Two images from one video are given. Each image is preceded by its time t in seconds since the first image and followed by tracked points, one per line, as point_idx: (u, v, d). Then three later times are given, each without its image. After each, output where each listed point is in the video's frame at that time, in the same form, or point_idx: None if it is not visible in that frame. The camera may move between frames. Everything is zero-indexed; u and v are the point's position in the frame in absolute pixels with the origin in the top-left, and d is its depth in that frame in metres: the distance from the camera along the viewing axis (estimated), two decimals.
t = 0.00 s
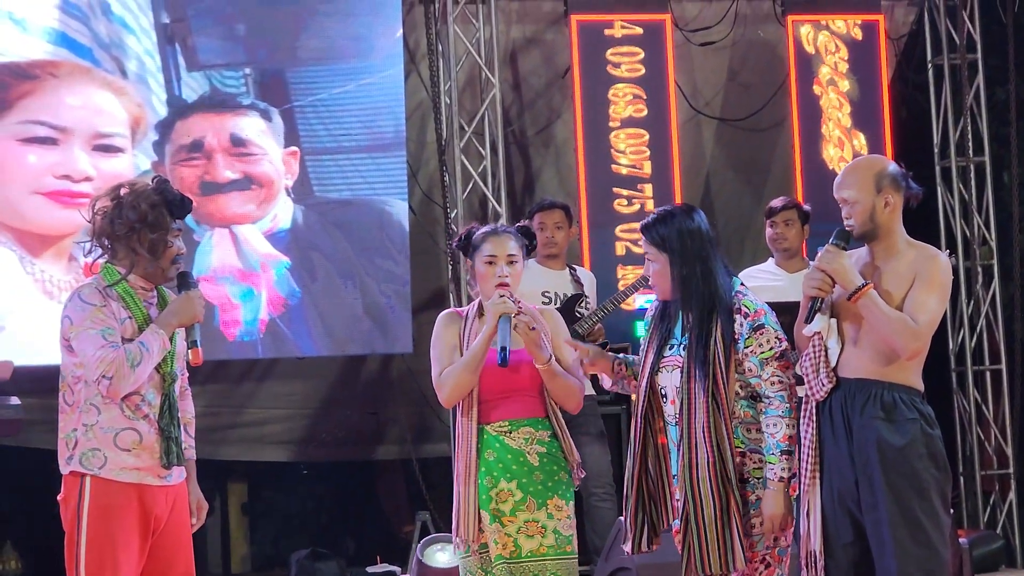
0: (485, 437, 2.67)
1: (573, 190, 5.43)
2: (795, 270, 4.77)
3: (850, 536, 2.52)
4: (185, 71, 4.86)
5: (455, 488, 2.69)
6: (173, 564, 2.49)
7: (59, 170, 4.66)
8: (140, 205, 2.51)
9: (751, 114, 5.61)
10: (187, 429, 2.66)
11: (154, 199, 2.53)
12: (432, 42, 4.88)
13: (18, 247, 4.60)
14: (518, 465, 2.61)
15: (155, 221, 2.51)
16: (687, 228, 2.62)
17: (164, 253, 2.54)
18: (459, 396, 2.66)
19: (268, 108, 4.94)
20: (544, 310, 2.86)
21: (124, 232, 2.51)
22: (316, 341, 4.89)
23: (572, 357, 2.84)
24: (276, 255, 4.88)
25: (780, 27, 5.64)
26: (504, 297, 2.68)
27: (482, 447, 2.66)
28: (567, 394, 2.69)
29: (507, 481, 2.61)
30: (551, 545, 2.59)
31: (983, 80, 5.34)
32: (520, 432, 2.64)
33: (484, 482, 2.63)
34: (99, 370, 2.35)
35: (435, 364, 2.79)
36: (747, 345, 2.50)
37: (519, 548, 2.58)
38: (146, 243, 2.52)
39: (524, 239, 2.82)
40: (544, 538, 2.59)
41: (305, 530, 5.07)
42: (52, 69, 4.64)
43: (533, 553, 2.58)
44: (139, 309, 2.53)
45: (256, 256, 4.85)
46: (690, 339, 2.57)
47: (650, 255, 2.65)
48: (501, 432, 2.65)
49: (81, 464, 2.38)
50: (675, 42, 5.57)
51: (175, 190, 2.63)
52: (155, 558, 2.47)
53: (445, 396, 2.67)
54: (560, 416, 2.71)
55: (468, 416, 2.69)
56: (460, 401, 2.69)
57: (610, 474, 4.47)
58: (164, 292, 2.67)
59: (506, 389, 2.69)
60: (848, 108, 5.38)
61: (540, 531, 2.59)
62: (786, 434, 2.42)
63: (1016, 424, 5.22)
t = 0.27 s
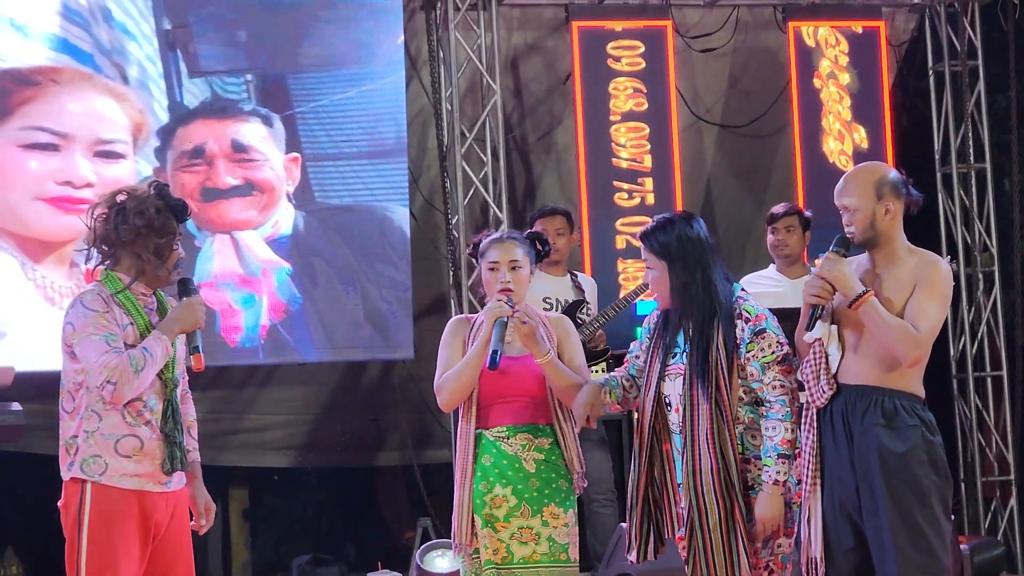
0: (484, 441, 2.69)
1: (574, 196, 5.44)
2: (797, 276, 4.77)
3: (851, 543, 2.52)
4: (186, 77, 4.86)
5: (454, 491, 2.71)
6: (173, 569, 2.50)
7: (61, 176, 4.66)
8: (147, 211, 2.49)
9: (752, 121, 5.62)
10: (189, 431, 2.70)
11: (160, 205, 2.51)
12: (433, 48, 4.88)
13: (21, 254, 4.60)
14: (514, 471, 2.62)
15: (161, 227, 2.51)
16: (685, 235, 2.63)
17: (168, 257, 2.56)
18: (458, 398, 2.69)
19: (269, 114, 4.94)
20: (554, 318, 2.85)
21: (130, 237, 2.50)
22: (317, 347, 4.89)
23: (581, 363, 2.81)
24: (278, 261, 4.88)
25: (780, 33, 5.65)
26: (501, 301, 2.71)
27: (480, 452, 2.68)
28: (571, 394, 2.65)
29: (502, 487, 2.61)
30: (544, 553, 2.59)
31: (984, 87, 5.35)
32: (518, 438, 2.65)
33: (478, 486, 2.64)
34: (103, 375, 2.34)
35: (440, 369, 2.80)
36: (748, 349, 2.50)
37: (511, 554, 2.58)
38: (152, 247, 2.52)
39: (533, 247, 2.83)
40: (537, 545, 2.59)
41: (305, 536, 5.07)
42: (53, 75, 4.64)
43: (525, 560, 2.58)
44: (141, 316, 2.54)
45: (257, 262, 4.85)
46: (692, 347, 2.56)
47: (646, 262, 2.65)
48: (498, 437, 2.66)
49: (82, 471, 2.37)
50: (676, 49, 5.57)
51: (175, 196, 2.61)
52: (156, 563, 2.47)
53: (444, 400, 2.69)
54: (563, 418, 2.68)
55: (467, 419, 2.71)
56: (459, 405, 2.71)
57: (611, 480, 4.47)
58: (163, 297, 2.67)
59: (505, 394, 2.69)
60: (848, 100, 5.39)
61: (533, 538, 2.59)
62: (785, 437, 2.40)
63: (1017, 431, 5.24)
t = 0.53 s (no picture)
0: (482, 444, 2.69)
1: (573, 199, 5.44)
2: (797, 280, 4.75)
3: (851, 547, 2.51)
4: (185, 81, 4.86)
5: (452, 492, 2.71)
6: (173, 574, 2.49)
7: (60, 179, 4.66)
8: (138, 213, 2.49)
9: (751, 124, 5.62)
10: (188, 435, 2.69)
11: (151, 207, 2.50)
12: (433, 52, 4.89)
13: (20, 257, 4.60)
14: (510, 474, 2.62)
15: (153, 229, 2.51)
16: (683, 240, 2.63)
17: (161, 261, 2.55)
18: (459, 404, 2.69)
19: (269, 118, 4.95)
20: (557, 324, 2.85)
21: (122, 241, 2.50)
22: (315, 350, 4.89)
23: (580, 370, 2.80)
24: (277, 264, 4.88)
25: (780, 37, 5.66)
26: (497, 308, 2.70)
27: (478, 454, 2.68)
28: (569, 400, 2.65)
29: (498, 490, 2.61)
30: (538, 557, 2.59)
31: (983, 91, 5.37)
32: (515, 442, 2.64)
33: (475, 489, 2.64)
34: (100, 380, 2.34)
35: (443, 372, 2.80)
36: (748, 354, 2.49)
37: (505, 557, 2.58)
38: (144, 250, 2.52)
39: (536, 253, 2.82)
40: (532, 549, 2.59)
41: (304, 539, 5.06)
42: (53, 79, 4.64)
43: (519, 564, 2.58)
44: (138, 319, 2.54)
45: (257, 265, 4.86)
46: (693, 352, 2.56)
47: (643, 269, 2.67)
48: (495, 440, 2.65)
49: (82, 474, 2.37)
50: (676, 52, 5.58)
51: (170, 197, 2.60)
52: (155, 566, 2.47)
53: (443, 405, 2.69)
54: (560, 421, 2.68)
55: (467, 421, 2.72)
56: (459, 410, 2.72)
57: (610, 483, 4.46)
58: (161, 300, 2.67)
59: (503, 398, 2.69)
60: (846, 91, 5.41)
61: (528, 542, 2.59)
62: (787, 443, 2.41)
63: (1016, 434, 5.24)
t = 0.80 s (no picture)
0: (484, 444, 2.68)
1: (572, 200, 5.44)
2: (797, 280, 4.75)
3: (854, 548, 2.52)
4: (185, 82, 4.86)
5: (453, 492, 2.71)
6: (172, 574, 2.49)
7: (60, 180, 4.66)
8: (134, 213, 2.49)
9: (751, 125, 5.64)
10: (188, 434, 2.69)
11: (147, 207, 2.50)
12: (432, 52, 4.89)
13: (19, 257, 4.59)
14: (512, 474, 2.62)
15: (149, 229, 2.50)
16: (693, 237, 2.60)
17: (160, 261, 2.54)
18: (461, 405, 2.69)
19: (269, 119, 4.95)
20: (561, 325, 2.85)
21: (118, 241, 2.50)
22: (315, 351, 4.89)
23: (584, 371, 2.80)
24: (276, 265, 4.89)
25: (779, 38, 5.66)
26: (502, 313, 2.70)
27: (480, 454, 2.68)
28: (574, 406, 2.65)
29: (500, 490, 2.62)
30: (540, 557, 2.59)
31: (982, 92, 5.37)
32: (518, 442, 2.64)
33: (477, 489, 2.64)
34: (99, 379, 2.34)
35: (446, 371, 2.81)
36: (749, 354, 2.48)
37: (507, 557, 2.59)
38: (141, 251, 2.51)
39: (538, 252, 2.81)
40: (534, 548, 2.59)
41: (304, 539, 5.07)
42: (52, 79, 4.64)
43: (520, 564, 2.58)
44: (137, 318, 2.53)
45: (256, 265, 4.86)
46: (692, 347, 2.57)
47: (653, 262, 2.66)
48: (498, 441, 2.65)
49: (81, 474, 2.37)
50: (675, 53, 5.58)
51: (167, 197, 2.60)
52: (154, 566, 2.47)
53: (446, 407, 2.70)
54: (562, 426, 2.69)
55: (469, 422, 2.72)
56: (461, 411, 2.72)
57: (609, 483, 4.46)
58: (161, 299, 2.67)
59: (506, 399, 2.69)
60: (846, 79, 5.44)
61: (530, 542, 2.59)
62: (785, 445, 2.39)
63: (1014, 434, 5.25)
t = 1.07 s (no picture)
0: (486, 442, 2.69)
1: (572, 198, 5.45)
2: (797, 278, 4.76)
3: (862, 545, 2.52)
4: (185, 79, 4.86)
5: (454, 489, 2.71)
6: (174, 571, 2.50)
7: (60, 177, 4.66)
8: (130, 210, 2.49)
9: (751, 123, 5.64)
10: (191, 430, 2.70)
11: (143, 204, 2.49)
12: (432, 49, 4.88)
13: (21, 255, 4.60)
14: (515, 472, 2.62)
15: (144, 226, 2.49)
16: (707, 229, 2.60)
17: (156, 257, 2.54)
18: (462, 403, 2.70)
19: (269, 116, 4.95)
20: (565, 323, 2.86)
21: (114, 238, 2.50)
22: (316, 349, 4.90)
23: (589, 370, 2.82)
24: (277, 263, 4.89)
25: (778, 36, 5.66)
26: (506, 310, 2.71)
27: (483, 452, 2.68)
28: (579, 408, 2.68)
29: (503, 488, 2.62)
30: (543, 554, 2.60)
31: (982, 90, 5.37)
32: (520, 440, 2.65)
33: (479, 487, 2.64)
34: (102, 376, 2.35)
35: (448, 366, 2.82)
36: (757, 350, 2.50)
37: (510, 555, 2.59)
38: (136, 248, 2.51)
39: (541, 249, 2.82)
40: (537, 546, 2.60)
41: (305, 536, 5.07)
42: (53, 77, 4.64)
43: (523, 561, 2.59)
44: (139, 314, 2.54)
45: (257, 263, 4.86)
46: (701, 340, 2.58)
47: (669, 253, 2.63)
48: (501, 439, 2.66)
49: (84, 471, 2.38)
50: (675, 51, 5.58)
51: (166, 194, 2.59)
52: (156, 563, 2.47)
53: (449, 404, 2.71)
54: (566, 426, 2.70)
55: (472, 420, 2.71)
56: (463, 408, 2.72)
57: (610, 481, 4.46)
58: (163, 296, 2.67)
59: (508, 397, 2.69)
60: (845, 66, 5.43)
61: (533, 540, 2.60)
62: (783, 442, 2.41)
63: (1014, 432, 5.26)
